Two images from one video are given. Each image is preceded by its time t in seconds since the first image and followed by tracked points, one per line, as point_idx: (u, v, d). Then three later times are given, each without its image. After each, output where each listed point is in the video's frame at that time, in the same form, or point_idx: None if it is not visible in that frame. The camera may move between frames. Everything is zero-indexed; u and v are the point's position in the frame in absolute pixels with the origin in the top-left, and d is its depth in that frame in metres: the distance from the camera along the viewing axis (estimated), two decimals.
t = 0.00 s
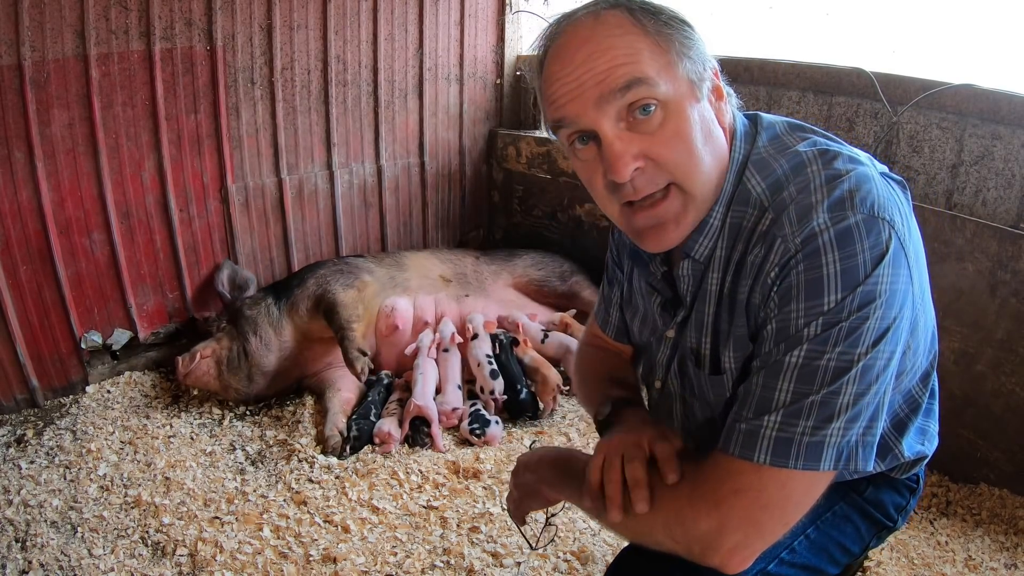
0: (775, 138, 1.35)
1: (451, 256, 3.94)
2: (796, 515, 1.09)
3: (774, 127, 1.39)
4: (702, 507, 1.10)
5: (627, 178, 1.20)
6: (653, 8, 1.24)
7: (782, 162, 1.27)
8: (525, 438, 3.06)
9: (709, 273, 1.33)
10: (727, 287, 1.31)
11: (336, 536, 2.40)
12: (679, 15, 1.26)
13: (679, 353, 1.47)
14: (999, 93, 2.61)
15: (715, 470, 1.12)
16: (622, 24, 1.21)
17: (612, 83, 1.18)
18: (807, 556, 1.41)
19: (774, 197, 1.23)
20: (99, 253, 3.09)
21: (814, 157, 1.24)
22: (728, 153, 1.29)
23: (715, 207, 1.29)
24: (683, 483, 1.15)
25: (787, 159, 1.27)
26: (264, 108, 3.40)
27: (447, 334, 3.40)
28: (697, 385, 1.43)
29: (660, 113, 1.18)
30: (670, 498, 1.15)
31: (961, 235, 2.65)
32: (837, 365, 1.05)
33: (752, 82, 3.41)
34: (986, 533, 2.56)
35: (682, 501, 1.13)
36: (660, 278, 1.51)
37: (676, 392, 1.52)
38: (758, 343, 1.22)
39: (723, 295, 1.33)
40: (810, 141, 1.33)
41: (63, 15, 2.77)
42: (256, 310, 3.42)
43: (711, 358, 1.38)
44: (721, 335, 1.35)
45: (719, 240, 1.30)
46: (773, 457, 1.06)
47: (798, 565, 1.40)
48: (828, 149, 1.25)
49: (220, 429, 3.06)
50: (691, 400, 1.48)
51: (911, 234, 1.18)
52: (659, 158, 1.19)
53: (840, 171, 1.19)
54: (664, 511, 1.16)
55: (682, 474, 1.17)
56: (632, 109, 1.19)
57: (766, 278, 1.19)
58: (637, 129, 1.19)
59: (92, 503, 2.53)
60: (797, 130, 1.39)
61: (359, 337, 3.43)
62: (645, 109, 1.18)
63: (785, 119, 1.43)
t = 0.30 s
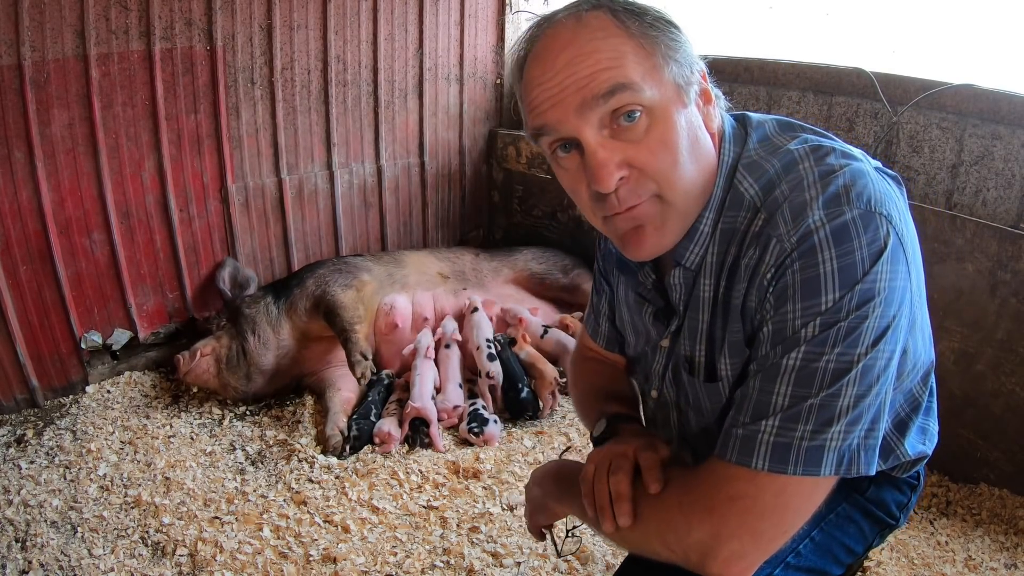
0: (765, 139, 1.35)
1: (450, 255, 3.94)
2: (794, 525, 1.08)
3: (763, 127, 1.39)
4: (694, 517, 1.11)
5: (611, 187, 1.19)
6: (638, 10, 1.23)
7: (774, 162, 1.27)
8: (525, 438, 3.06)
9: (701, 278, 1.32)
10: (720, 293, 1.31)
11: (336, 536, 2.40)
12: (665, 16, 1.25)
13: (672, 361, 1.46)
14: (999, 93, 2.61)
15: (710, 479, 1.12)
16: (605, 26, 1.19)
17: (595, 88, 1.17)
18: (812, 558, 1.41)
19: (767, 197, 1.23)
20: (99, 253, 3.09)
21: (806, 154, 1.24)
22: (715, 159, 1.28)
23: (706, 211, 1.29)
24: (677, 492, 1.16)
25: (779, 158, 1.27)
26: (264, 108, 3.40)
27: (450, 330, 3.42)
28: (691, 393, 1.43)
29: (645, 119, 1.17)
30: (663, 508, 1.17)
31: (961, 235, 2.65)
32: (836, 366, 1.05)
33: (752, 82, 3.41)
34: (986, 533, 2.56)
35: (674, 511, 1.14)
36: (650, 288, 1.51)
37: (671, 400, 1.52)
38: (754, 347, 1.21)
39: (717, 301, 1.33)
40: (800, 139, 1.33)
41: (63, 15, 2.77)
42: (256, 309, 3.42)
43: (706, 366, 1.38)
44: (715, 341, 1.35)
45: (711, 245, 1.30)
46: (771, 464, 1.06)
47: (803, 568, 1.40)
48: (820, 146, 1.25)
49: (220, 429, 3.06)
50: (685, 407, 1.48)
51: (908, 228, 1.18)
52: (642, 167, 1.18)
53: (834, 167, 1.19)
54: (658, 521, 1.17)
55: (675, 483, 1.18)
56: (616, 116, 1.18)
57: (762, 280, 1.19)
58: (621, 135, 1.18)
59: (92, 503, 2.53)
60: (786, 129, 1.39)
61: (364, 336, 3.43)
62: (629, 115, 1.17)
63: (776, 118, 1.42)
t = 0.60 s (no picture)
0: (757, 141, 1.35)
1: (449, 252, 3.95)
2: (796, 521, 1.08)
3: (755, 129, 1.39)
4: (700, 519, 1.10)
5: (607, 200, 1.19)
6: (629, 18, 1.22)
7: (766, 162, 1.27)
8: (525, 438, 3.06)
9: (698, 281, 1.33)
10: (717, 294, 1.31)
11: (336, 536, 2.40)
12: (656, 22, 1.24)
13: (670, 364, 1.46)
14: (999, 93, 2.62)
15: (712, 480, 1.12)
16: (597, 36, 1.18)
17: (588, 101, 1.16)
18: (817, 557, 1.41)
19: (761, 197, 1.24)
20: (99, 253, 3.09)
21: (798, 153, 1.25)
22: (709, 164, 1.28)
23: (702, 216, 1.29)
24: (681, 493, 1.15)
25: (772, 159, 1.27)
26: (265, 108, 3.40)
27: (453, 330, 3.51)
28: (690, 395, 1.42)
29: (639, 130, 1.17)
30: (666, 510, 1.16)
31: (961, 235, 2.65)
32: (835, 362, 1.04)
33: (752, 83, 3.41)
34: (986, 533, 2.56)
35: (678, 512, 1.14)
36: (647, 292, 1.51)
37: (671, 402, 1.52)
38: (751, 347, 1.21)
39: (714, 302, 1.33)
40: (793, 138, 1.33)
41: (63, 15, 2.77)
42: (256, 311, 3.42)
43: (704, 367, 1.38)
44: (713, 342, 1.35)
45: (707, 250, 1.31)
46: (774, 462, 1.06)
47: (808, 566, 1.40)
48: (812, 145, 1.26)
49: (220, 429, 3.06)
50: (685, 409, 1.47)
51: (903, 223, 1.18)
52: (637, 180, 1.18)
53: (826, 164, 1.20)
54: (662, 523, 1.16)
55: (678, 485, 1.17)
56: (610, 129, 1.17)
57: (758, 278, 1.19)
58: (616, 146, 1.17)
59: (92, 503, 2.53)
60: (779, 130, 1.39)
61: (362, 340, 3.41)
62: (622, 127, 1.17)
63: (767, 118, 1.43)
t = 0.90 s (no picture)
0: (769, 141, 1.35)
1: (449, 251, 3.95)
2: (787, 513, 1.08)
3: (769, 130, 1.39)
4: (690, 506, 1.11)
5: (589, 204, 1.22)
6: (648, 29, 1.18)
7: (776, 162, 1.27)
8: (525, 438, 3.06)
9: (702, 274, 1.33)
10: (720, 288, 1.31)
11: (336, 536, 2.40)
12: (679, 34, 1.20)
13: (671, 355, 1.46)
14: (999, 93, 2.61)
15: (705, 470, 1.12)
16: (608, 48, 1.16)
17: (583, 114, 1.16)
18: (809, 554, 1.41)
19: (767, 195, 1.24)
20: (99, 253, 3.09)
21: (806, 155, 1.25)
22: (706, 177, 1.26)
23: (707, 212, 1.30)
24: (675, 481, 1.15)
25: (781, 159, 1.27)
26: (264, 108, 3.40)
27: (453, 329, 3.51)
28: (689, 387, 1.42)
29: (629, 148, 1.16)
30: (660, 497, 1.16)
31: (961, 235, 2.65)
32: (828, 360, 1.04)
33: (752, 83, 3.41)
34: (986, 534, 2.56)
35: (671, 499, 1.14)
36: (656, 281, 1.50)
37: (671, 394, 1.51)
38: (749, 341, 1.21)
39: (717, 295, 1.32)
40: (804, 141, 1.33)
41: (63, 15, 2.77)
42: (256, 311, 3.43)
43: (704, 359, 1.38)
44: (713, 335, 1.34)
45: (712, 243, 1.30)
46: (764, 453, 1.06)
47: (799, 563, 1.40)
48: (821, 148, 1.26)
49: (220, 429, 3.07)
50: (684, 401, 1.46)
51: (905, 230, 1.18)
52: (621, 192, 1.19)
53: (833, 168, 1.20)
54: (655, 510, 1.17)
55: (673, 474, 1.17)
56: (602, 143, 1.17)
57: (758, 273, 1.19)
58: (606, 158, 1.18)
59: (92, 503, 2.53)
60: (794, 135, 1.39)
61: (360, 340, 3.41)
62: (613, 144, 1.16)
63: (780, 120, 1.42)
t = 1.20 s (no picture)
0: (800, 144, 1.34)
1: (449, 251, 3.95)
2: (789, 514, 1.09)
3: (801, 132, 1.38)
4: (696, 500, 1.09)
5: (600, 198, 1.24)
6: (695, 47, 1.12)
7: (805, 165, 1.26)
8: (524, 438, 3.06)
9: (720, 267, 1.33)
10: (738, 283, 1.31)
11: (336, 536, 2.40)
12: (729, 54, 1.14)
13: (682, 344, 1.45)
14: (999, 93, 2.61)
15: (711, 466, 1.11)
16: (646, 62, 1.12)
17: (605, 124, 1.14)
18: (806, 554, 1.41)
19: (793, 197, 1.23)
20: (99, 254, 3.09)
21: (836, 160, 1.24)
22: (720, 189, 1.26)
23: (732, 204, 1.30)
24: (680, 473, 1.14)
25: (810, 163, 1.26)
26: (264, 108, 3.40)
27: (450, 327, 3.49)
28: (698, 378, 1.41)
29: (646, 161, 1.16)
30: (662, 489, 1.14)
31: (961, 235, 2.65)
32: (842, 369, 1.05)
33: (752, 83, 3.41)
34: (986, 533, 2.56)
35: (676, 491, 1.12)
36: (676, 267, 1.50)
37: (681, 384, 1.48)
38: (762, 341, 1.21)
39: (734, 290, 1.32)
40: (834, 147, 1.32)
41: (63, 15, 2.77)
42: (254, 310, 3.45)
43: (715, 352, 1.37)
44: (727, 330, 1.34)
45: (734, 238, 1.31)
46: (772, 456, 1.06)
47: (796, 562, 1.40)
48: (851, 155, 1.24)
49: (220, 429, 3.07)
50: (691, 392, 1.45)
51: (925, 245, 1.19)
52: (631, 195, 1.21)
53: (861, 177, 1.19)
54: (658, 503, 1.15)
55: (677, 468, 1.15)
56: (620, 151, 1.17)
57: (778, 275, 1.18)
58: (623, 163, 1.18)
59: (92, 503, 2.53)
60: (825, 139, 1.37)
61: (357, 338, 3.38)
62: (632, 156, 1.16)
63: (813, 123, 1.41)
